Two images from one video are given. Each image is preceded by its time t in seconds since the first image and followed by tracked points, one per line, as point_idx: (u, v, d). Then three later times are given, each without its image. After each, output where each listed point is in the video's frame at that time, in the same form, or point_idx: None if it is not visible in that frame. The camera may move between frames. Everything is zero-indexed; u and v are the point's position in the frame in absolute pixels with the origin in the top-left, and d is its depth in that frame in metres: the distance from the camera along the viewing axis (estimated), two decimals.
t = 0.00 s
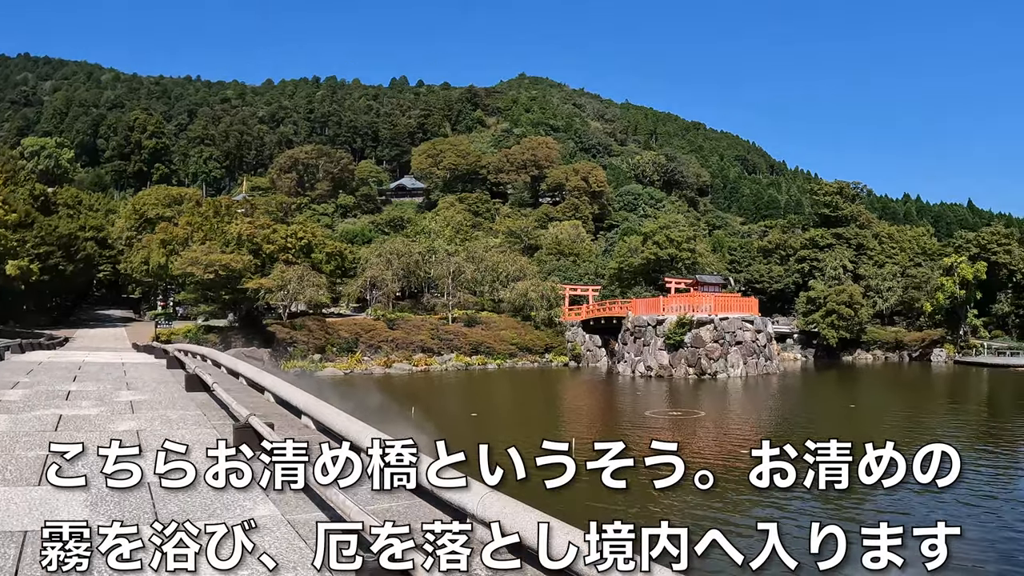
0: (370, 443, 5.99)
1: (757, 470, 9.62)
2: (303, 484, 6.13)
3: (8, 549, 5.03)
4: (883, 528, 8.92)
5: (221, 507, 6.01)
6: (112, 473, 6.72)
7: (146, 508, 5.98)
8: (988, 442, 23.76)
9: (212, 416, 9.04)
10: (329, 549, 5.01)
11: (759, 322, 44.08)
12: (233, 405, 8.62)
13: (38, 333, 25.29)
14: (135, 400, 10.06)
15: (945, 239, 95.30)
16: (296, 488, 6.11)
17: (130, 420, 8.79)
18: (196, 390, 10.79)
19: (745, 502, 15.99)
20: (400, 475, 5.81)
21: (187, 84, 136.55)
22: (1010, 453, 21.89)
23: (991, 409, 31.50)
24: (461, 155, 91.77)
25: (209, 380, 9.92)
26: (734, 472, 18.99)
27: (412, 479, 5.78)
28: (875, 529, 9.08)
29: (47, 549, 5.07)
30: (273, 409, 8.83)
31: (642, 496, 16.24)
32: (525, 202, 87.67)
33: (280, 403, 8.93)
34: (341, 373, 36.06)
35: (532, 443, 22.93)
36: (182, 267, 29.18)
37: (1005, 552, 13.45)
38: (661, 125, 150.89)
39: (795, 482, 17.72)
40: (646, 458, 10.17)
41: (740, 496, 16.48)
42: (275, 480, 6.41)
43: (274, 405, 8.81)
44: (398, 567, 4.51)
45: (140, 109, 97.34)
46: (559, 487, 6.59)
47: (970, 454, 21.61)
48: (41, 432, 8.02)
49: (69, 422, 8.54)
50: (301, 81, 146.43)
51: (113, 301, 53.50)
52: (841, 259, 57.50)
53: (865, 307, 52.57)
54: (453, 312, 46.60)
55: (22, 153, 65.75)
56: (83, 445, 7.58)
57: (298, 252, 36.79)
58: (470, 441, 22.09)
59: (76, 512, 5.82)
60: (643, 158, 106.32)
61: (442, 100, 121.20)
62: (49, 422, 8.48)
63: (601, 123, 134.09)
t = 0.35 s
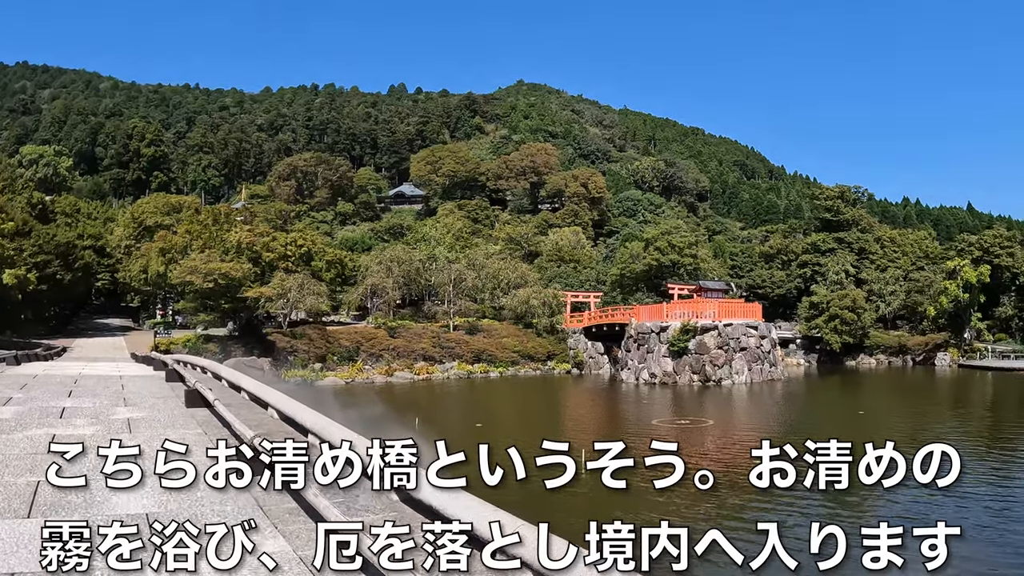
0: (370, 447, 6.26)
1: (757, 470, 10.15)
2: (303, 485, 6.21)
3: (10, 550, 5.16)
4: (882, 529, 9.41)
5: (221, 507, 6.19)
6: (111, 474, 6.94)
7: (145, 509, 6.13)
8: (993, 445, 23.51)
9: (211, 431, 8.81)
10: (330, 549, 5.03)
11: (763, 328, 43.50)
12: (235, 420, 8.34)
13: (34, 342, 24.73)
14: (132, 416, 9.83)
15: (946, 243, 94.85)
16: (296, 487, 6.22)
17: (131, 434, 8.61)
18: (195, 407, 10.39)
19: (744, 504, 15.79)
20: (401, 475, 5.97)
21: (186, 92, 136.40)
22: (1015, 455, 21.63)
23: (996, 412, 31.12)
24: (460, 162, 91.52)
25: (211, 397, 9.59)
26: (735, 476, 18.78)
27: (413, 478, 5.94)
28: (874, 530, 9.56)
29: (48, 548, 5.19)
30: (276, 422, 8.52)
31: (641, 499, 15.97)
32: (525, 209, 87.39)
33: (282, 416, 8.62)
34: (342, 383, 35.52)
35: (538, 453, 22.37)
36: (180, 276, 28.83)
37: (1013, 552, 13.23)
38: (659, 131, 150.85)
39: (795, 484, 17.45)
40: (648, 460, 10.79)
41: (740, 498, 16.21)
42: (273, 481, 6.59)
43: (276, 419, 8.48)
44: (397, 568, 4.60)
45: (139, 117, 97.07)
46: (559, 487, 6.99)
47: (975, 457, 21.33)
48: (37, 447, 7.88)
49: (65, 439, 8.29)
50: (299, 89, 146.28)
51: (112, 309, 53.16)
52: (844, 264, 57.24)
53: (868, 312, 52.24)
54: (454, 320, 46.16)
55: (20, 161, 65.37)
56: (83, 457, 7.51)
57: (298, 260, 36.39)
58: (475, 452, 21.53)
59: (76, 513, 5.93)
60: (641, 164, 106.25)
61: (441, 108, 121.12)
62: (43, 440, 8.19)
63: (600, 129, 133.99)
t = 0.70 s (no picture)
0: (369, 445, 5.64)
1: (756, 470, 9.98)
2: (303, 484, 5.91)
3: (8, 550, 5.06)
4: (881, 528, 9.05)
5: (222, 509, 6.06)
6: (111, 474, 6.86)
7: (146, 511, 5.98)
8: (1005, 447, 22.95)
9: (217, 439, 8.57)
10: (329, 549, 4.87)
11: (773, 331, 43.61)
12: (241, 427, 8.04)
13: (37, 350, 24.49)
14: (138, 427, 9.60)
15: (954, 244, 94.03)
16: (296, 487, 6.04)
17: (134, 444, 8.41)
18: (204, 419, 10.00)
19: (745, 507, 15.50)
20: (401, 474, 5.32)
21: (191, 99, 136.67)
22: None
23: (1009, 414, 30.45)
24: (464, 167, 91.37)
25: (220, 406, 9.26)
26: (735, 479, 18.50)
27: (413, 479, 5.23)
28: (873, 530, 9.20)
29: (47, 548, 5.09)
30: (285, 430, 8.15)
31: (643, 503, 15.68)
32: (530, 214, 87.18)
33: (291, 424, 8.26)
34: (350, 390, 34.99)
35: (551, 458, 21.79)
36: (186, 282, 28.60)
37: None
38: (663, 135, 150.66)
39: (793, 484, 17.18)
40: (651, 460, 10.48)
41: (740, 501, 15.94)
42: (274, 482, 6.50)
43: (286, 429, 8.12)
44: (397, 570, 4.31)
45: (145, 124, 97.23)
46: (560, 487, 6.53)
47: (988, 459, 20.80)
48: (36, 455, 7.69)
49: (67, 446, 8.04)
50: (304, 95, 146.37)
51: (117, 316, 53.01)
52: (852, 267, 56.19)
53: (878, 314, 51.39)
54: (461, 326, 45.86)
55: (25, 168, 65.36)
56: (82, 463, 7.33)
57: (304, 266, 36.16)
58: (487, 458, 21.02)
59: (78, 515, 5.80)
60: (646, 168, 105.99)
61: (445, 113, 121.06)
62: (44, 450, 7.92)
63: (605, 134, 133.81)
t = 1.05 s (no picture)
0: (369, 445, 5.55)
1: (755, 470, 9.40)
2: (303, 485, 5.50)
3: (4, 550, 4.72)
4: (881, 528, 8.65)
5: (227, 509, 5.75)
6: (112, 473, 6.47)
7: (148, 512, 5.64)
8: None
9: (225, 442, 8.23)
10: (330, 549, 4.72)
11: (793, 335, 42.48)
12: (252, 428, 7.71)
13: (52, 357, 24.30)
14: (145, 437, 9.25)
15: (974, 245, 92.50)
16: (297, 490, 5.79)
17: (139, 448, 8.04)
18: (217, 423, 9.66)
19: (764, 508, 15.09)
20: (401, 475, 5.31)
21: (205, 104, 137.37)
22: None
23: None
24: (478, 170, 91.16)
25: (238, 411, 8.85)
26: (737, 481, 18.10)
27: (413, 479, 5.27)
28: (873, 529, 8.80)
29: (46, 549, 4.74)
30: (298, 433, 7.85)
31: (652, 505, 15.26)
32: (545, 217, 86.72)
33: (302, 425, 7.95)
34: (367, 395, 34.64)
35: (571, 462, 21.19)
36: (201, 287, 28.47)
37: None
38: (676, 137, 149.73)
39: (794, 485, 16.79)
40: (647, 460, 9.77)
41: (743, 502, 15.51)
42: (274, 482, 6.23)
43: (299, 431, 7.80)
44: (396, 567, 4.19)
45: (160, 129, 97.78)
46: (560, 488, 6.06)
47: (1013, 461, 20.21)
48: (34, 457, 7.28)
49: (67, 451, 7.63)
50: (317, 99, 146.67)
51: (130, 321, 53.00)
52: (870, 268, 55.01)
53: (897, 317, 50.44)
54: (478, 330, 45.52)
55: (39, 173, 65.51)
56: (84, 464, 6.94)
57: (320, 270, 35.97)
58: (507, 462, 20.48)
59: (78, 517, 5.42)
60: (660, 170, 105.25)
61: (459, 117, 121.12)
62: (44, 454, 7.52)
63: (618, 136, 133.14)
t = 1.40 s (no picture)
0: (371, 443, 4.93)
1: (754, 469, 8.58)
2: (302, 485, 5.44)
3: None
4: (881, 528, 7.65)
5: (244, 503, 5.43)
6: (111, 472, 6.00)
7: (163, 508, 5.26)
8: None
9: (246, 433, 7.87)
10: (329, 550, 4.45)
11: (831, 333, 40.92)
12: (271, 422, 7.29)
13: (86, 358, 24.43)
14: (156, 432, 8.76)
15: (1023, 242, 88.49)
16: (297, 489, 5.64)
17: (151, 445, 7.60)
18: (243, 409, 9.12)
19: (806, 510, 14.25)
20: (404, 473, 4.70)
21: (238, 107, 139.33)
22: None
23: None
24: (509, 170, 90.64)
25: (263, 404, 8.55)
26: (741, 476, 17.44)
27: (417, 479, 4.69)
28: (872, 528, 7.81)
29: (47, 548, 4.34)
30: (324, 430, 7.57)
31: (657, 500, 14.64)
32: (576, 216, 85.64)
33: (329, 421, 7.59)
34: (401, 396, 34.27)
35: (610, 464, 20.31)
36: (236, 288, 28.46)
37: None
38: (708, 134, 146.95)
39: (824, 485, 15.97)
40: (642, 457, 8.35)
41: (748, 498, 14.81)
42: (276, 478, 5.84)
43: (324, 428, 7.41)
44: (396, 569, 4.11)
45: (193, 133, 99.35)
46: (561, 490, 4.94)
47: None
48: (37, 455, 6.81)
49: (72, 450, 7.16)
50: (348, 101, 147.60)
51: (165, 321, 53.68)
52: (906, 266, 52.21)
53: (934, 315, 48.13)
54: (512, 330, 44.89)
55: (74, 177, 66.68)
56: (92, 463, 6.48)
57: (353, 271, 35.68)
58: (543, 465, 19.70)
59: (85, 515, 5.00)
60: (691, 168, 103.27)
61: (489, 117, 120.79)
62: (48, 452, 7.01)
63: (650, 135, 130.93)
